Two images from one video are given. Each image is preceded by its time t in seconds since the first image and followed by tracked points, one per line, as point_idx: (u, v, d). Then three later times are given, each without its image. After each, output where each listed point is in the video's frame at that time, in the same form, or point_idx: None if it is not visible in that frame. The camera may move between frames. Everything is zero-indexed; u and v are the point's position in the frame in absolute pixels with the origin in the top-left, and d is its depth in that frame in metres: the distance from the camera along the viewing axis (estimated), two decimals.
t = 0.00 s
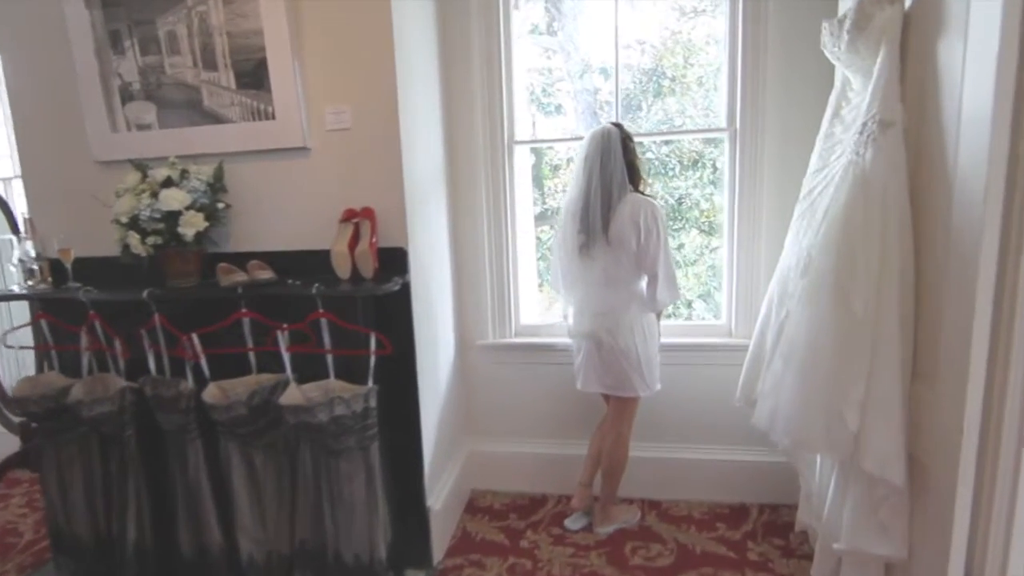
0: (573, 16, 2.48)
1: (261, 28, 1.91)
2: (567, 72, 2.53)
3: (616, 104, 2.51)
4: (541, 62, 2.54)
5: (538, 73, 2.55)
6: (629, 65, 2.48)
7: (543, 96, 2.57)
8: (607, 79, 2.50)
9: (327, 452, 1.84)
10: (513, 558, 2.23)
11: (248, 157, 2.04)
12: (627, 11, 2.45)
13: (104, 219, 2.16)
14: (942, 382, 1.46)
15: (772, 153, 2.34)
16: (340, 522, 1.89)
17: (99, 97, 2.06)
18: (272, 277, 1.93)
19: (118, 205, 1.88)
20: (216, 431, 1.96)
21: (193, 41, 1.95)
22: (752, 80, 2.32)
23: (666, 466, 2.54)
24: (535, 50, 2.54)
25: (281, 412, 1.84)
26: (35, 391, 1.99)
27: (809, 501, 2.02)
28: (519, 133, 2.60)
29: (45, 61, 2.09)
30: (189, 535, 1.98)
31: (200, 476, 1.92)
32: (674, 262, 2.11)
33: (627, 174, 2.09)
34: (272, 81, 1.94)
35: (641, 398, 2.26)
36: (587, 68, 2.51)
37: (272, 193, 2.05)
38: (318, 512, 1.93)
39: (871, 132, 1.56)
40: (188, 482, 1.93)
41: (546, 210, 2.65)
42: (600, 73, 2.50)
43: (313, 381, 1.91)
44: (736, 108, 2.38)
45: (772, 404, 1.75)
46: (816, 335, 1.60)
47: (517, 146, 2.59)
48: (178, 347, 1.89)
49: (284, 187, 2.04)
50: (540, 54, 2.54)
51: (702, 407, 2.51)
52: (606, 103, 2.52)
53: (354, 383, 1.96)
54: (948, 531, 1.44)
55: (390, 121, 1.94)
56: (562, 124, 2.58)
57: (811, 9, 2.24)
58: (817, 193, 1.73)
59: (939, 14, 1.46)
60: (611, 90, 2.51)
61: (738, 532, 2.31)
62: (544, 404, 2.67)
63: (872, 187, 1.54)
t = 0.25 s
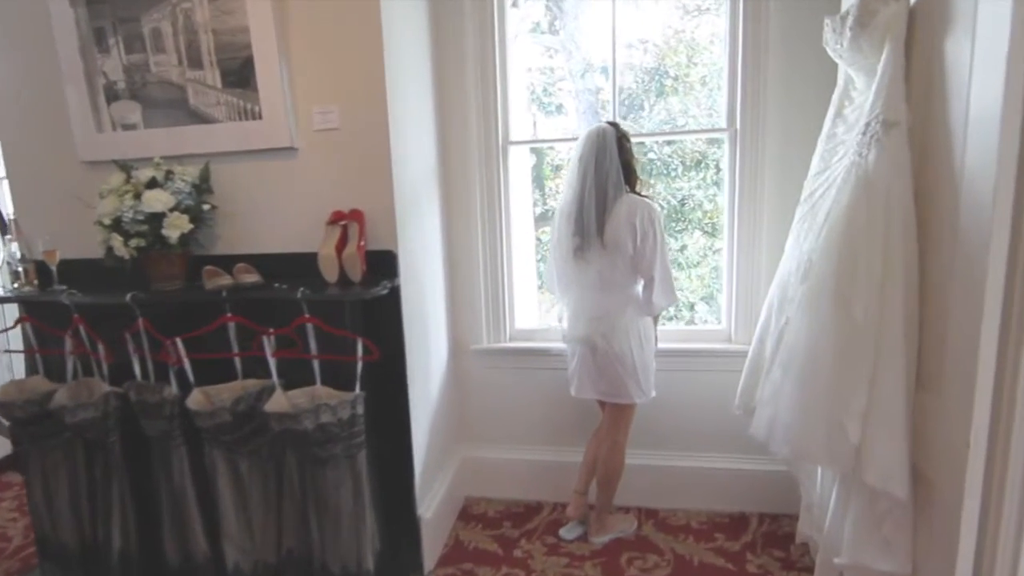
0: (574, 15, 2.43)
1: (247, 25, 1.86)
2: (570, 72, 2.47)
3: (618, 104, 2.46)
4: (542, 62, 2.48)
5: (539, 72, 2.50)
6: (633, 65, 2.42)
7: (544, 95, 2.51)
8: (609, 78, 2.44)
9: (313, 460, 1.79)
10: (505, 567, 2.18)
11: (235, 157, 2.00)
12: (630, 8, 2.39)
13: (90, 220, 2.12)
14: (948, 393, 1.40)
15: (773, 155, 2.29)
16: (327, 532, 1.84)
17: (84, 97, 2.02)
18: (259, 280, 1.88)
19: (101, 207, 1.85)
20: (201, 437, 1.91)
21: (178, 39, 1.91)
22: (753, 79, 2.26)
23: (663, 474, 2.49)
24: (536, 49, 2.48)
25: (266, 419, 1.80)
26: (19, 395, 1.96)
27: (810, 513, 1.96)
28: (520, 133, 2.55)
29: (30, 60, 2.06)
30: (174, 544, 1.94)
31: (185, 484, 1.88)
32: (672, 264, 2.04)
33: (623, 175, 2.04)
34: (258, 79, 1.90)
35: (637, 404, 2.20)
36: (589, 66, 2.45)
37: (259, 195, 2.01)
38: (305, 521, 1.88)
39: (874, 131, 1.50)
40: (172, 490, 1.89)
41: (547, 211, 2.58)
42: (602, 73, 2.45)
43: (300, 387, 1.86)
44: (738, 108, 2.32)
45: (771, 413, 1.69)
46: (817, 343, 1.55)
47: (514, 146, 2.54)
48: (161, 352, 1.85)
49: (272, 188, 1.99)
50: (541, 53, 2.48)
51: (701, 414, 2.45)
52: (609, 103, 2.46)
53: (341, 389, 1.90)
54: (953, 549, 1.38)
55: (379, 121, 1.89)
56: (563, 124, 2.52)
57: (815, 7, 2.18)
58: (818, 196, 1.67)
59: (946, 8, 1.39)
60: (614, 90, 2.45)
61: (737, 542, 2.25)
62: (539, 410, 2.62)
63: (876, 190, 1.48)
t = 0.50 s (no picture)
0: (576, 15, 2.38)
1: (231, 22, 1.81)
2: (571, 72, 2.42)
3: (618, 104, 2.40)
4: (543, 62, 2.43)
5: (540, 73, 2.44)
6: (636, 66, 2.36)
7: (545, 96, 2.45)
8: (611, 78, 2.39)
9: (299, 469, 1.74)
10: None
11: (220, 157, 1.95)
12: (633, 8, 2.34)
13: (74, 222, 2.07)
14: (953, 404, 1.34)
15: (774, 157, 2.23)
16: (314, 542, 1.79)
17: (67, 95, 1.97)
18: (244, 283, 1.83)
19: (82, 209, 1.80)
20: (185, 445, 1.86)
21: (161, 36, 1.86)
22: (753, 80, 2.21)
23: (660, 482, 2.43)
24: (537, 49, 2.43)
25: (249, 427, 1.75)
26: None
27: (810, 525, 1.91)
28: (519, 133, 2.49)
29: (11, 58, 2.01)
30: (158, 554, 1.89)
31: (168, 493, 1.83)
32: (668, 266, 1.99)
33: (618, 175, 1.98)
34: (243, 77, 1.84)
35: (633, 411, 2.15)
36: (590, 66, 2.40)
37: (246, 196, 1.96)
38: (292, 531, 1.83)
39: (878, 132, 1.45)
40: (155, 499, 1.84)
41: (547, 212, 2.52)
42: (605, 74, 2.39)
43: (286, 394, 1.81)
44: (738, 108, 2.26)
45: (770, 423, 1.63)
46: (817, 351, 1.49)
47: (510, 147, 2.49)
48: (143, 357, 1.80)
49: (258, 189, 1.94)
50: (542, 53, 2.42)
51: (699, 421, 2.40)
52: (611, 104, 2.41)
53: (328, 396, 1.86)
54: (959, 566, 1.33)
55: (368, 121, 1.84)
56: (564, 125, 2.46)
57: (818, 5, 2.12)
58: (819, 198, 1.62)
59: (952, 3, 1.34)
60: (615, 90, 2.39)
61: (736, 553, 2.20)
62: (535, 416, 2.57)
63: (878, 192, 1.43)
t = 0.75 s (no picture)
0: (577, 13, 2.32)
1: (215, 18, 1.76)
2: (571, 71, 2.36)
3: (619, 104, 2.35)
4: (542, 61, 2.37)
5: (539, 72, 2.38)
6: (637, 65, 2.31)
7: (544, 96, 2.40)
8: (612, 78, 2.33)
9: (284, 479, 1.69)
10: None
11: (206, 157, 1.89)
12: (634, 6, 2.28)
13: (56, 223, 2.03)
14: (959, 415, 1.29)
15: (775, 158, 2.18)
16: (300, 554, 1.74)
17: (47, 93, 1.92)
18: (228, 287, 1.78)
19: (62, 210, 1.76)
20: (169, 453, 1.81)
21: (144, 32, 1.81)
22: (753, 79, 2.15)
23: (657, 489, 2.39)
24: (536, 48, 2.37)
25: (232, 436, 1.70)
26: None
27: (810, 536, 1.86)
28: (517, 133, 2.43)
29: None
30: (140, 565, 1.84)
31: (151, 503, 1.78)
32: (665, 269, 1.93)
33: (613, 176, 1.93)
34: (227, 75, 1.79)
35: (629, 418, 2.09)
36: (590, 65, 2.34)
37: (231, 198, 1.90)
38: (277, 542, 1.78)
39: (882, 131, 1.39)
40: (138, 509, 1.79)
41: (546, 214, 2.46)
42: (607, 74, 2.33)
43: (271, 401, 1.76)
44: (739, 108, 2.21)
45: (768, 433, 1.58)
46: (817, 359, 1.44)
47: (506, 147, 2.43)
48: (124, 363, 1.75)
49: (244, 191, 1.89)
50: (541, 52, 2.37)
51: (697, 428, 2.35)
52: (613, 104, 2.35)
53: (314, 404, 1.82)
54: None
55: (355, 120, 1.79)
56: (564, 125, 2.41)
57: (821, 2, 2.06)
58: (821, 200, 1.56)
59: None
60: (614, 90, 2.34)
61: (734, 564, 2.15)
62: (529, 422, 2.52)
63: (881, 195, 1.37)
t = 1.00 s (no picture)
0: (577, 12, 2.27)
1: (198, 14, 1.71)
2: (571, 72, 2.30)
3: (618, 105, 2.30)
4: (543, 62, 2.32)
5: (539, 73, 2.33)
6: (637, 65, 2.26)
7: (543, 96, 2.34)
8: (612, 79, 2.28)
9: (268, 489, 1.64)
10: None
11: (190, 158, 1.84)
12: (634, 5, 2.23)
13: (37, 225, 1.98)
14: (966, 427, 1.23)
15: (776, 159, 2.13)
16: (284, 567, 1.68)
17: (27, 92, 1.87)
18: (211, 292, 1.73)
19: (40, 212, 1.70)
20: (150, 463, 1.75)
21: (125, 29, 1.76)
22: (753, 79, 2.10)
23: (654, 497, 2.33)
24: (537, 49, 2.32)
25: (214, 446, 1.64)
26: None
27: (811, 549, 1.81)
28: (514, 133, 2.38)
29: None
30: None
31: (131, 514, 1.72)
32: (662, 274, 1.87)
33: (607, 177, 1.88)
34: (211, 72, 1.74)
35: (625, 426, 2.04)
36: (590, 65, 2.29)
37: (217, 199, 1.85)
38: (262, 555, 1.72)
39: (886, 131, 1.34)
40: (117, 521, 1.73)
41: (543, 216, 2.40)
42: (607, 74, 2.28)
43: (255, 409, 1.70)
44: (738, 108, 2.16)
45: (768, 444, 1.52)
46: (818, 367, 1.38)
47: (502, 148, 2.38)
48: (104, 369, 1.70)
49: (230, 192, 1.84)
50: (542, 53, 2.31)
51: (696, 435, 2.30)
52: (613, 105, 2.30)
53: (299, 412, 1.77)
54: None
55: (342, 120, 1.74)
56: (565, 126, 2.35)
57: None
58: (822, 203, 1.51)
59: None
60: (614, 90, 2.29)
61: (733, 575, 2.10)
62: (525, 428, 2.46)
63: (884, 197, 1.32)
